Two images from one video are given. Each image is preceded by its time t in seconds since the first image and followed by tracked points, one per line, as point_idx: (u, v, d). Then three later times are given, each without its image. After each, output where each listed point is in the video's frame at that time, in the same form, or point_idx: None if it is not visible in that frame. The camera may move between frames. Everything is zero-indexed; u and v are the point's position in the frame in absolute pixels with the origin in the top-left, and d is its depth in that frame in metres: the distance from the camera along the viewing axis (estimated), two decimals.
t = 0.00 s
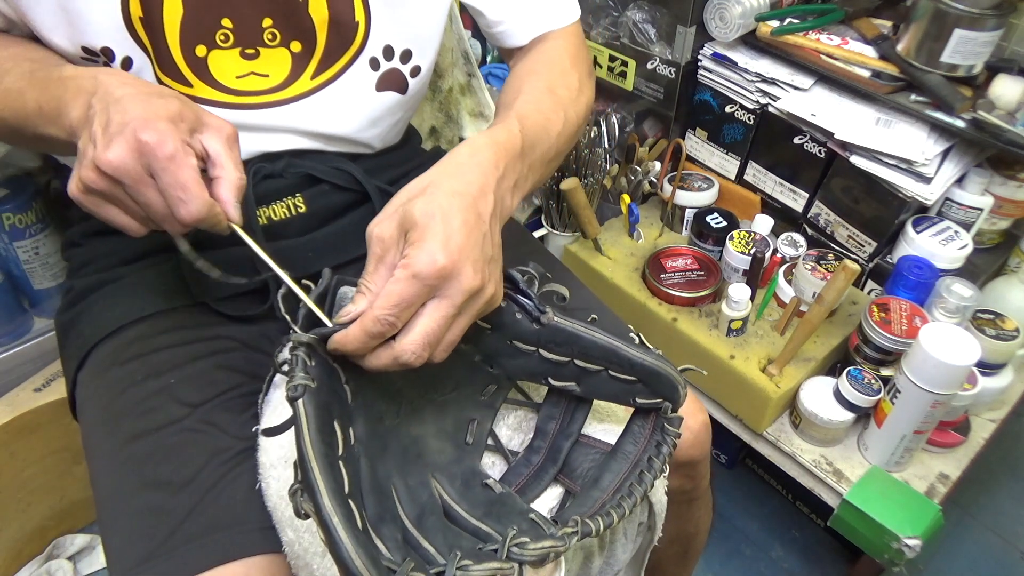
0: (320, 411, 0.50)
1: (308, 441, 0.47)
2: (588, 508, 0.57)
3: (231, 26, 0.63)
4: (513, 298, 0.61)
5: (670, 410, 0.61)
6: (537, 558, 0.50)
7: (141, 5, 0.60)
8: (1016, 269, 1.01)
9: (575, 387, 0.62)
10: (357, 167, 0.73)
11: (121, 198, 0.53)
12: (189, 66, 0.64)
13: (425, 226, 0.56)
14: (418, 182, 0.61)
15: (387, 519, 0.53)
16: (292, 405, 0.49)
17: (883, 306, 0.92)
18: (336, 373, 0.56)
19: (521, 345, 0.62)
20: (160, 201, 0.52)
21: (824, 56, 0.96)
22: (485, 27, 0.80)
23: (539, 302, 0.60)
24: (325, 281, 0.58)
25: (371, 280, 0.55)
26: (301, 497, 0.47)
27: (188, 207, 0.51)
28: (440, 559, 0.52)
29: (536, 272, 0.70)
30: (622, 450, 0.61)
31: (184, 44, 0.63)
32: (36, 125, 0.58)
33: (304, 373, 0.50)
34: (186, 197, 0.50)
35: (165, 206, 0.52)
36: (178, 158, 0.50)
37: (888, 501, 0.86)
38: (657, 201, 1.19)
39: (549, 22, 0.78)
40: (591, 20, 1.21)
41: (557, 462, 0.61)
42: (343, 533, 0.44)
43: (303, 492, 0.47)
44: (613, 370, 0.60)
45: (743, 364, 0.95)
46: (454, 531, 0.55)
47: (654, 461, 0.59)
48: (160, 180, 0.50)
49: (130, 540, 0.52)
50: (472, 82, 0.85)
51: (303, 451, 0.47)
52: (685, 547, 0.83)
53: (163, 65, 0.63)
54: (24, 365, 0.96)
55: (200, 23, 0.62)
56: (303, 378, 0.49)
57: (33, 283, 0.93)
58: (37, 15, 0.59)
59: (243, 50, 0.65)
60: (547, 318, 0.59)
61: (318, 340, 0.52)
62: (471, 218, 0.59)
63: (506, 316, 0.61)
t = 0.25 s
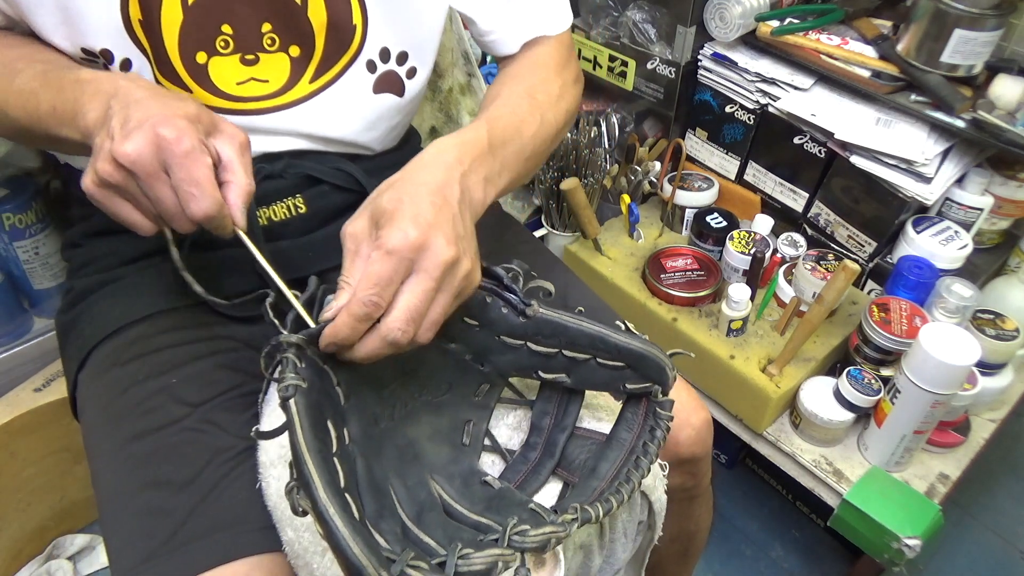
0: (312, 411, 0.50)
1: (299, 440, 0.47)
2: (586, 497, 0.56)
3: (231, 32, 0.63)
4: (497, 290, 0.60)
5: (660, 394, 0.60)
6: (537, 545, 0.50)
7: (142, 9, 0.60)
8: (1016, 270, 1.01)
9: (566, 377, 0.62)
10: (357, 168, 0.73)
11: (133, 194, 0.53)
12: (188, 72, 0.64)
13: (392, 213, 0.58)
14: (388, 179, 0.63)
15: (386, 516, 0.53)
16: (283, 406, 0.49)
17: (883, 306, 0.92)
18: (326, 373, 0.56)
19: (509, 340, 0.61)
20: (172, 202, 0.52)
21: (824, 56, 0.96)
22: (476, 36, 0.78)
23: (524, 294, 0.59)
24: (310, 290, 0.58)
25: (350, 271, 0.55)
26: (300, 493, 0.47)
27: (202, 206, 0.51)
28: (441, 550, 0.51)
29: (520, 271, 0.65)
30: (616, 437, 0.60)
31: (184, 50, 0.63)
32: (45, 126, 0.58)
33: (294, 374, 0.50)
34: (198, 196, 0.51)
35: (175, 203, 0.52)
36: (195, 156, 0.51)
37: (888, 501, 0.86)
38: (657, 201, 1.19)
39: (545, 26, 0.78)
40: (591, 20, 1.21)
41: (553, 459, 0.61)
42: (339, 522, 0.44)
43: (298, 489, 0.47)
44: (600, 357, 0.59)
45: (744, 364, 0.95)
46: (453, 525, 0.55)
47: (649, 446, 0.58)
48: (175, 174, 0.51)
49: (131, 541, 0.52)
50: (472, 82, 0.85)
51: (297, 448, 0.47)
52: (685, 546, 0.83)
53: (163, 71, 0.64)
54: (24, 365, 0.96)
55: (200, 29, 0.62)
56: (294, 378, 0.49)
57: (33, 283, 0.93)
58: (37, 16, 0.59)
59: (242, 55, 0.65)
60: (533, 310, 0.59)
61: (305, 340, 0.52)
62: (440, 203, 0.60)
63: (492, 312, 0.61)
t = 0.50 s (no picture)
0: (305, 398, 0.50)
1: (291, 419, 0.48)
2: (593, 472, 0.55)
3: (230, 37, 0.64)
4: (478, 287, 0.62)
5: (649, 364, 0.59)
6: (543, 504, 0.48)
7: (143, 12, 0.60)
8: (1016, 270, 1.01)
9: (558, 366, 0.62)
10: (357, 168, 0.73)
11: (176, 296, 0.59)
12: (186, 75, 0.64)
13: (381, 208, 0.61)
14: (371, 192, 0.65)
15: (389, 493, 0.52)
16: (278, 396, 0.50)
17: (883, 306, 0.92)
18: (322, 376, 0.55)
19: (496, 339, 0.62)
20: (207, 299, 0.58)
21: (824, 56, 0.96)
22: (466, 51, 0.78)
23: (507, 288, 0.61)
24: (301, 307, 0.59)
25: (340, 261, 0.57)
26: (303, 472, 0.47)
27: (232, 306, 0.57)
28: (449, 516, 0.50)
29: (504, 277, 0.63)
30: (615, 416, 0.59)
31: (183, 54, 0.63)
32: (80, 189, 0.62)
33: (289, 368, 0.51)
34: (224, 292, 0.55)
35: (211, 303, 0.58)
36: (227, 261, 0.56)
37: (888, 501, 0.86)
38: (657, 201, 1.19)
39: (535, 42, 0.77)
40: (591, 20, 1.21)
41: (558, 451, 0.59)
42: (349, 488, 0.45)
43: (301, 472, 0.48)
44: (584, 338, 0.60)
45: (744, 364, 0.95)
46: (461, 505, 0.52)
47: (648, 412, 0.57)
48: (207, 279, 0.56)
49: (129, 539, 0.52)
50: (471, 82, 0.87)
51: (291, 423, 0.48)
52: (686, 545, 0.83)
53: (161, 75, 0.64)
54: (25, 364, 0.96)
55: (200, 34, 0.63)
56: (287, 371, 0.51)
57: (33, 282, 0.93)
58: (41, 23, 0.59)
59: (242, 61, 0.65)
60: (514, 303, 0.60)
61: (295, 340, 0.54)
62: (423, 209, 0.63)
63: (473, 312, 0.61)
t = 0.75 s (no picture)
0: (309, 393, 0.50)
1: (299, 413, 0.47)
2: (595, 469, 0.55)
3: (232, 40, 0.64)
4: (476, 285, 0.62)
5: (647, 361, 0.59)
6: (545, 502, 0.48)
7: (146, 17, 0.60)
8: (1016, 270, 1.01)
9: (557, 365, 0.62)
10: (357, 169, 0.73)
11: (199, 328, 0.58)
12: (189, 78, 0.64)
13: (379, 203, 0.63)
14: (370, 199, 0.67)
15: (391, 489, 0.51)
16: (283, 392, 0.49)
17: (883, 306, 0.92)
18: (322, 374, 0.55)
19: (495, 338, 0.62)
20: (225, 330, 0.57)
21: (824, 56, 0.96)
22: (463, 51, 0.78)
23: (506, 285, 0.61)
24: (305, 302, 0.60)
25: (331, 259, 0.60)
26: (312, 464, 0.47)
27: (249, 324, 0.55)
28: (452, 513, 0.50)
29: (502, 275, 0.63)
30: (615, 415, 0.59)
31: (185, 57, 0.63)
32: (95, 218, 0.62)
33: (292, 363, 0.50)
34: (233, 301, 0.54)
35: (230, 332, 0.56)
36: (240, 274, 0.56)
37: (887, 501, 0.86)
38: (657, 201, 1.19)
39: (532, 39, 0.77)
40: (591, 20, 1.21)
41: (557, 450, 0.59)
42: (357, 483, 0.45)
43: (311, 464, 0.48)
44: (582, 336, 0.60)
45: (744, 364, 0.95)
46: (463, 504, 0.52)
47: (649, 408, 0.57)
48: (216, 291, 0.55)
49: (129, 541, 0.53)
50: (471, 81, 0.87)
51: (297, 419, 0.47)
52: (686, 544, 0.83)
53: (163, 79, 0.64)
54: (24, 364, 0.96)
55: (202, 36, 0.63)
56: (290, 365, 0.50)
57: (33, 283, 0.92)
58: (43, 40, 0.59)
59: (244, 63, 0.66)
60: (511, 300, 0.60)
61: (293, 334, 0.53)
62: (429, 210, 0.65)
63: (473, 310, 0.62)
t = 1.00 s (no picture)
0: (309, 356, 0.52)
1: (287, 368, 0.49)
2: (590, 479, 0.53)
3: (230, 45, 0.64)
4: (495, 292, 0.63)
5: (657, 386, 0.58)
6: (526, 503, 0.48)
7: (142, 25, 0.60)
8: (1016, 270, 1.01)
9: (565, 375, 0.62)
10: (356, 170, 0.73)
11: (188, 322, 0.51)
12: (189, 87, 0.64)
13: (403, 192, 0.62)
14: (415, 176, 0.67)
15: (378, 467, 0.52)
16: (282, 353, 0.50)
17: (883, 306, 0.92)
18: (325, 347, 0.56)
19: (509, 342, 0.62)
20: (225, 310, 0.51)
21: (824, 57, 0.97)
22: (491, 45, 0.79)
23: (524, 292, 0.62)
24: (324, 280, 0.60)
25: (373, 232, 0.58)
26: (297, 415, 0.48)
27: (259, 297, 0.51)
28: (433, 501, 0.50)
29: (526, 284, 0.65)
30: (616, 434, 0.58)
31: (184, 66, 0.63)
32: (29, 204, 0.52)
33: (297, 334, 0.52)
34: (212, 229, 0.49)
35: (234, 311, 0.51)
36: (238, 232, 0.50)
37: (887, 501, 0.86)
38: (657, 201, 1.19)
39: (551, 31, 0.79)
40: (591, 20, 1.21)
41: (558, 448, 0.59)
42: (338, 438, 0.46)
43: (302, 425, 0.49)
44: (595, 351, 0.60)
45: (744, 364, 0.95)
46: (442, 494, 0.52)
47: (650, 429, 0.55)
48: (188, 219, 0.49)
49: (129, 542, 0.53)
50: (471, 82, 0.87)
51: (292, 376, 0.49)
52: (686, 544, 0.83)
53: (163, 89, 0.63)
54: (23, 364, 0.96)
55: (200, 43, 0.62)
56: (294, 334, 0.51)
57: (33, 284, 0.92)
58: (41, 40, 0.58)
59: (243, 68, 0.65)
60: (529, 308, 0.61)
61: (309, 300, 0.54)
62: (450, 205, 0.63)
63: (490, 313, 0.62)
